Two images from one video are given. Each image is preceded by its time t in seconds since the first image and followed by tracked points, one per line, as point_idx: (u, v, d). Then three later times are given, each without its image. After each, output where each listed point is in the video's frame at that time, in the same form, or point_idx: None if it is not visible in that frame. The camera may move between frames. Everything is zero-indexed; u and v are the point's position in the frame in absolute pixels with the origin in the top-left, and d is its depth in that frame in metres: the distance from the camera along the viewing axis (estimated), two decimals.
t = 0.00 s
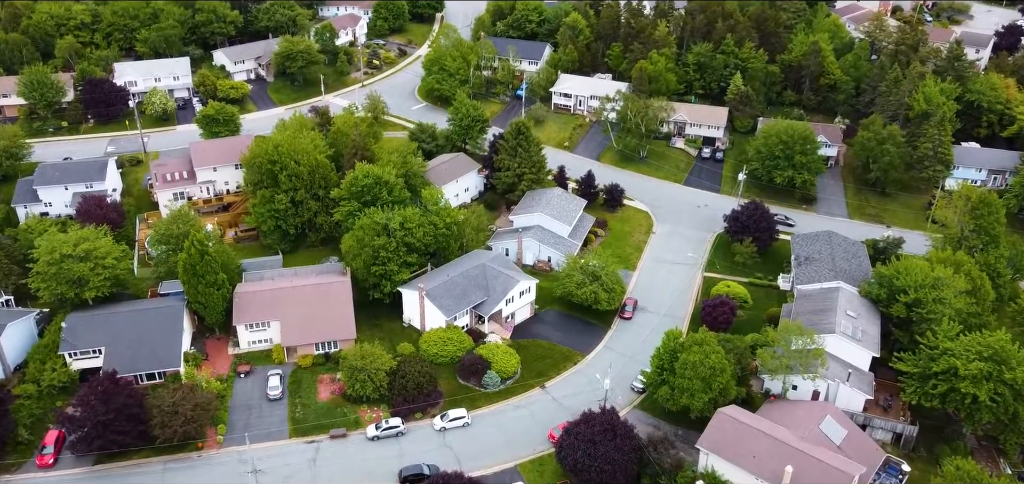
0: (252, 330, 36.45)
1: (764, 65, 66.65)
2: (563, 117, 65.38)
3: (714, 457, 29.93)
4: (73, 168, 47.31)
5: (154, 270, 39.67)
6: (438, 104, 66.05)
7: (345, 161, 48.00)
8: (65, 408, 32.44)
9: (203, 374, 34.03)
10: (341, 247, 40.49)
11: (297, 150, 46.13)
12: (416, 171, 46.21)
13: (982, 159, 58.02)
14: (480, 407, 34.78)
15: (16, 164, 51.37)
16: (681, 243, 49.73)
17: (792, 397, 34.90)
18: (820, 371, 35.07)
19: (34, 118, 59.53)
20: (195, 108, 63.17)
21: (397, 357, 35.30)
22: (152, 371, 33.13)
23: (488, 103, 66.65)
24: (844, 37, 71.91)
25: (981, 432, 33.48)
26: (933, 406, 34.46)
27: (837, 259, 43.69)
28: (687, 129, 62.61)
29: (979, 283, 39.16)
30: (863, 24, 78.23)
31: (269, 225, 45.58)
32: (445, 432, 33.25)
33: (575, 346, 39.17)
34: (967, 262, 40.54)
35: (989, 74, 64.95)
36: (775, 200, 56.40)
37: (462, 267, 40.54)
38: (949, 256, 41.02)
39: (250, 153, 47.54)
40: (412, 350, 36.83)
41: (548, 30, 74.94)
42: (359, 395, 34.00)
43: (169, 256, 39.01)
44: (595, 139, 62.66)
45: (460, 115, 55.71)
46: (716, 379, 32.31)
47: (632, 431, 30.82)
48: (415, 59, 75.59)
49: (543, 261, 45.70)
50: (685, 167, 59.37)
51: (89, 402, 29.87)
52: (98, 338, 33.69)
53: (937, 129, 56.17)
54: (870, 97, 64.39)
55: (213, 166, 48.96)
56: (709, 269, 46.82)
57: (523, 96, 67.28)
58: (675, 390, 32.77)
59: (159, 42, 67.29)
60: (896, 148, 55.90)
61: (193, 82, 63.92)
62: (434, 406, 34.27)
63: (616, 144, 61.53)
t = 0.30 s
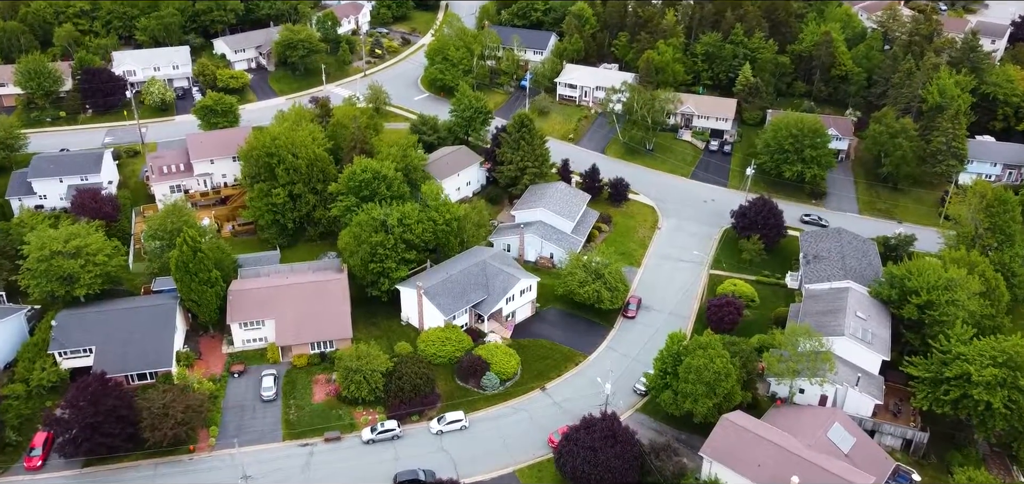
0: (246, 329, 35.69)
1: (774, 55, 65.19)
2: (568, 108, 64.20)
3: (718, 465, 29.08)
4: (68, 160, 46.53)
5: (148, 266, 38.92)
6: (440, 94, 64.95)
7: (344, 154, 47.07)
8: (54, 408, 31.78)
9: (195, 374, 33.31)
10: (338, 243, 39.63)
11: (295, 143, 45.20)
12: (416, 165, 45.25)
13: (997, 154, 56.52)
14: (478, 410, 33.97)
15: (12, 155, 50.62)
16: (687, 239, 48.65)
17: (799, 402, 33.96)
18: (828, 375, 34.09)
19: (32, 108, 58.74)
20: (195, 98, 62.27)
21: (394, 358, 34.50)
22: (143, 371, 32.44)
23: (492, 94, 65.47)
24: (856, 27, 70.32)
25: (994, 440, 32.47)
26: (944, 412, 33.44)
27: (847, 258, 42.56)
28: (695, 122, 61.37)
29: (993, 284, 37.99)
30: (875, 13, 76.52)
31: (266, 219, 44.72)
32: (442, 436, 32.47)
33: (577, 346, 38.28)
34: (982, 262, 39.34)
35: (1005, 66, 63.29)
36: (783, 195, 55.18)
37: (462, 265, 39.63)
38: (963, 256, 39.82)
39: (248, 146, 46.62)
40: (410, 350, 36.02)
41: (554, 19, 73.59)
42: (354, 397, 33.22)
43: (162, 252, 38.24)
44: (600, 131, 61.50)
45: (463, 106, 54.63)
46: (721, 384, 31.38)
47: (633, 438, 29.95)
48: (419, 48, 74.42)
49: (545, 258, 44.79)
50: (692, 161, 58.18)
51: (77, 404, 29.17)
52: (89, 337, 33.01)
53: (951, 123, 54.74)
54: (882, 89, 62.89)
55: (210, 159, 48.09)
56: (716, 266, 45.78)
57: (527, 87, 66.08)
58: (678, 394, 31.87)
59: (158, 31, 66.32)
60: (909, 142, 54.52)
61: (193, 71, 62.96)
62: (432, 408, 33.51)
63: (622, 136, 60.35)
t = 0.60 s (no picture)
0: (240, 327, 34.97)
1: (784, 46, 63.70)
2: (573, 99, 63.02)
3: (721, 473, 28.28)
4: (63, 151, 45.74)
5: (142, 261, 38.15)
6: (444, 84, 63.81)
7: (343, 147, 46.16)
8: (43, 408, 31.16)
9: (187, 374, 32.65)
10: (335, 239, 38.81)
11: (293, 135, 44.25)
12: (416, 158, 44.28)
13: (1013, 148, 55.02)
14: (476, 412, 33.19)
15: (7, 145, 49.88)
16: (693, 235, 47.62)
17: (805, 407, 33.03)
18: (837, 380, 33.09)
19: (29, 96, 57.94)
20: (194, 87, 61.35)
21: (391, 358, 33.72)
22: (135, 370, 31.77)
23: (496, 83, 64.28)
24: (869, 16, 68.68)
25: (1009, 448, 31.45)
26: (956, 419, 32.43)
27: (857, 256, 41.46)
28: (702, 113, 60.13)
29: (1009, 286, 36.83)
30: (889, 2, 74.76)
31: (263, 212, 43.90)
32: (439, 439, 31.71)
33: (578, 345, 37.41)
34: (997, 262, 38.16)
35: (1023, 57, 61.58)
36: (792, 190, 54.00)
37: (462, 262, 38.74)
38: (977, 255, 38.63)
39: (245, 137, 45.70)
40: (407, 349, 35.24)
41: (560, 7, 72.15)
42: (349, 399, 32.46)
43: (155, 248, 37.47)
44: (606, 122, 60.29)
45: (465, 97, 53.58)
46: (726, 389, 30.47)
47: (635, 444, 29.10)
48: (422, 37, 73.19)
49: (547, 254, 43.76)
50: (699, 153, 56.99)
51: (65, 405, 28.49)
52: (79, 335, 32.32)
53: (966, 116, 53.29)
54: (895, 80, 61.36)
55: (207, 150, 47.23)
56: (722, 263, 44.76)
57: (532, 76, 64.87)
58: (681, 399, 30.98)
59: (158, 18, 65.31)
60: (922, 135, 53.15)
61: (192, 59, 62.02)
62: (428, 411, 32.73)
63: (628, 128, 59.16)
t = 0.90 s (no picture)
0: (236, 325, 34.28)
1: (798, 36, 62.15)
2: (581, 89, 61.77)
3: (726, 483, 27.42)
4: (61, 141, 45.05)
5: (138, 256, 37.47)
6: (449, 73, 62.69)
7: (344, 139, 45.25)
8: (34, 407, 30.61)
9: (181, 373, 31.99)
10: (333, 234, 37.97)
11: (292, 127, 43.35)
12: (418, 152, 43.31)
13: None
14: (476, 415, 32.40)
15: (6, 135, 49.25)
16: (701, 231, 46.50)
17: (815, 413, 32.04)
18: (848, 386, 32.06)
19: (30, 84, 57.25)
20: (196, 75, 60.49)
21: (388, 358, 32.94)
22: (128, 369, 31.14)
23: (502, 73, 63.10)
24: (886, 5, 66.90)
25: None
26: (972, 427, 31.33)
27: (870, 255, 40.26)
28: (713, 104, 58.80)
29: None
30: None
31: (262, 205, 43.10)
32: (437, 443, 30.95)
33: (581, 346, 36.50)
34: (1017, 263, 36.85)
35: None
36: (804, 184, 52.74)
37: (464, 259, 37.84)
38: (996, 256, 37.34)
39: (244, 128, 44.80)
40: (406, 349, 34.45)
41: None
42: (346, 400, 31.72)
43: (150, 243, 36.77)
44: (615, 113, 59.05)
45: (470, 88, 52.49)
46: (733, 395, 29.51)
47: (638, 452, 28.24)
48: (428, 24, 71.99)
49: (551, 250, 42.81)
50: (709, 146, 55.73)
51: (54, 406, 27.87)
52: (71, 333, 31.70)
53: (985, 110, 51.68)
54: (912, 71, 59.69)
55: (207, 141, 46.41)
56: (731, 261, 43.68)
57: (540, 66, 63.63)
58: (686, 404, 30.05)
59: (160, 5, 64.39)
60: (939, 130, 51.66)
61: (194, 47, 61.12)
62: (427, 413, 31.95)
63: (636, 120, 57.91)
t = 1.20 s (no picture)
0: (235, 322, 33.63)
1: (816, 27, 60.49)
2: (592, 80, 60.51)
3: None
4: (63, 130, 44.46)
5: (137, 250, 36.85)
6: (458, 62, 61.56)
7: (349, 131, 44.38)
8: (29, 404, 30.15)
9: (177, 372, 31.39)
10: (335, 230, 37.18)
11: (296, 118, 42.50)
12: (423, 145, 42.39)
13: None
14: (477, 418, 31.62)
15: (9, 123, 48.73)
16: (712, 228, 45.35)
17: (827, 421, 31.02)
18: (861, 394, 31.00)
19: (34, 71, 56.68)
20: (202, 63, 59.71)
21: (389, 359, 32.19)
22: (123, 368, 30.56)
23: (512, 62, 61.91)
24: None
25: None
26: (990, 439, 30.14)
27: (887, 256, 39.00)
28: (727, 97, 57.44)
29: None
30: None
31: (264, 198, 42.36)
32: (437, 447, 30.22)
33: (587, 347, 35.60)
34: None
35: None
36: (820, 180, 51.41)
37: (468, 256, 36.95)
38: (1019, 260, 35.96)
39: (247, 118, 43.96)
40: (407, 349, 33.71)
41: None
42: (345, 402, 31.03)
43: (149, 237, 36.14)
44: (626, 105, 57.79)
45: (478, 78, 51.40)
46: (742, 404, 28.54)
47: (643, 461, 27.37)
48: (439, 12, 70.81)
49: (559, 247, 41.86)
50: (723, 139, 54.42)
51: (47, 406, 27.35)
52: (66, 329, 31.13)
53: (1010, 104, 49.68)
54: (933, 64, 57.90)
55: (209, 132, 45.65)
56: (743, 260, 42.55)
57: (551, 56, 62.36)
58: (694, 412, 29.12)
59: None
60: (960, 125, 50.02)
61: (200, 34, 60.30)
62: (427, 416, 31.20)
63: (648, 112, 56.65)
